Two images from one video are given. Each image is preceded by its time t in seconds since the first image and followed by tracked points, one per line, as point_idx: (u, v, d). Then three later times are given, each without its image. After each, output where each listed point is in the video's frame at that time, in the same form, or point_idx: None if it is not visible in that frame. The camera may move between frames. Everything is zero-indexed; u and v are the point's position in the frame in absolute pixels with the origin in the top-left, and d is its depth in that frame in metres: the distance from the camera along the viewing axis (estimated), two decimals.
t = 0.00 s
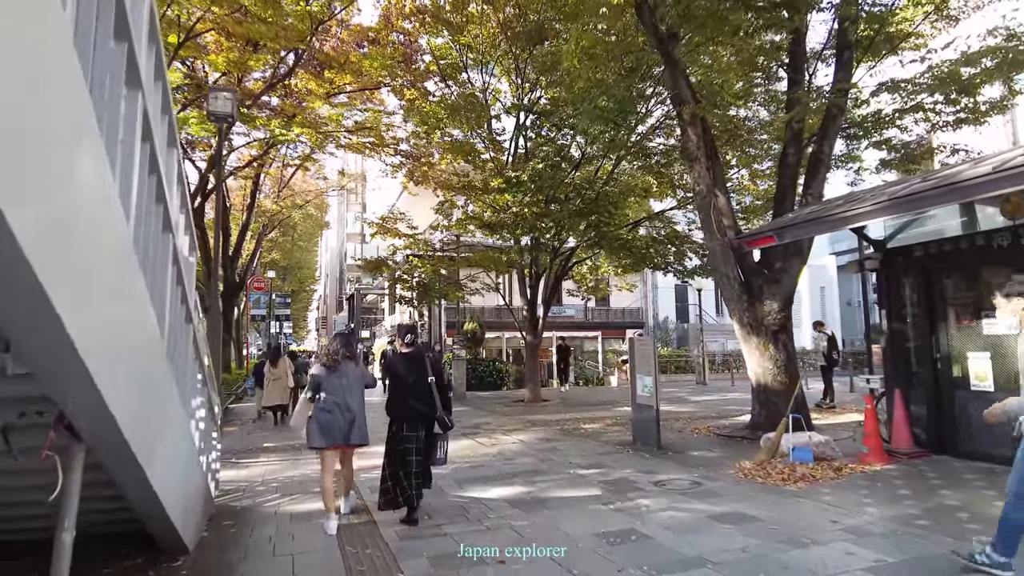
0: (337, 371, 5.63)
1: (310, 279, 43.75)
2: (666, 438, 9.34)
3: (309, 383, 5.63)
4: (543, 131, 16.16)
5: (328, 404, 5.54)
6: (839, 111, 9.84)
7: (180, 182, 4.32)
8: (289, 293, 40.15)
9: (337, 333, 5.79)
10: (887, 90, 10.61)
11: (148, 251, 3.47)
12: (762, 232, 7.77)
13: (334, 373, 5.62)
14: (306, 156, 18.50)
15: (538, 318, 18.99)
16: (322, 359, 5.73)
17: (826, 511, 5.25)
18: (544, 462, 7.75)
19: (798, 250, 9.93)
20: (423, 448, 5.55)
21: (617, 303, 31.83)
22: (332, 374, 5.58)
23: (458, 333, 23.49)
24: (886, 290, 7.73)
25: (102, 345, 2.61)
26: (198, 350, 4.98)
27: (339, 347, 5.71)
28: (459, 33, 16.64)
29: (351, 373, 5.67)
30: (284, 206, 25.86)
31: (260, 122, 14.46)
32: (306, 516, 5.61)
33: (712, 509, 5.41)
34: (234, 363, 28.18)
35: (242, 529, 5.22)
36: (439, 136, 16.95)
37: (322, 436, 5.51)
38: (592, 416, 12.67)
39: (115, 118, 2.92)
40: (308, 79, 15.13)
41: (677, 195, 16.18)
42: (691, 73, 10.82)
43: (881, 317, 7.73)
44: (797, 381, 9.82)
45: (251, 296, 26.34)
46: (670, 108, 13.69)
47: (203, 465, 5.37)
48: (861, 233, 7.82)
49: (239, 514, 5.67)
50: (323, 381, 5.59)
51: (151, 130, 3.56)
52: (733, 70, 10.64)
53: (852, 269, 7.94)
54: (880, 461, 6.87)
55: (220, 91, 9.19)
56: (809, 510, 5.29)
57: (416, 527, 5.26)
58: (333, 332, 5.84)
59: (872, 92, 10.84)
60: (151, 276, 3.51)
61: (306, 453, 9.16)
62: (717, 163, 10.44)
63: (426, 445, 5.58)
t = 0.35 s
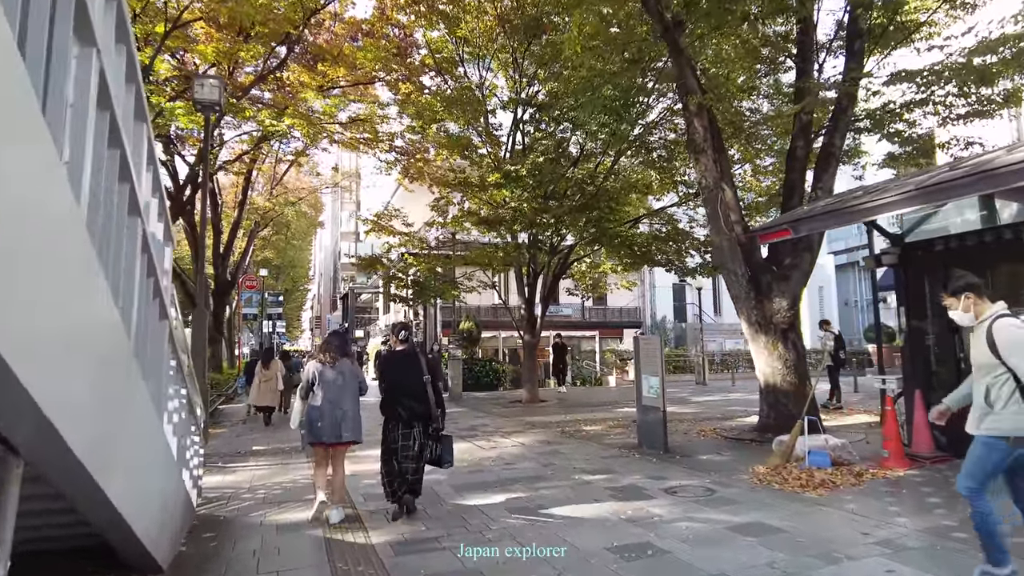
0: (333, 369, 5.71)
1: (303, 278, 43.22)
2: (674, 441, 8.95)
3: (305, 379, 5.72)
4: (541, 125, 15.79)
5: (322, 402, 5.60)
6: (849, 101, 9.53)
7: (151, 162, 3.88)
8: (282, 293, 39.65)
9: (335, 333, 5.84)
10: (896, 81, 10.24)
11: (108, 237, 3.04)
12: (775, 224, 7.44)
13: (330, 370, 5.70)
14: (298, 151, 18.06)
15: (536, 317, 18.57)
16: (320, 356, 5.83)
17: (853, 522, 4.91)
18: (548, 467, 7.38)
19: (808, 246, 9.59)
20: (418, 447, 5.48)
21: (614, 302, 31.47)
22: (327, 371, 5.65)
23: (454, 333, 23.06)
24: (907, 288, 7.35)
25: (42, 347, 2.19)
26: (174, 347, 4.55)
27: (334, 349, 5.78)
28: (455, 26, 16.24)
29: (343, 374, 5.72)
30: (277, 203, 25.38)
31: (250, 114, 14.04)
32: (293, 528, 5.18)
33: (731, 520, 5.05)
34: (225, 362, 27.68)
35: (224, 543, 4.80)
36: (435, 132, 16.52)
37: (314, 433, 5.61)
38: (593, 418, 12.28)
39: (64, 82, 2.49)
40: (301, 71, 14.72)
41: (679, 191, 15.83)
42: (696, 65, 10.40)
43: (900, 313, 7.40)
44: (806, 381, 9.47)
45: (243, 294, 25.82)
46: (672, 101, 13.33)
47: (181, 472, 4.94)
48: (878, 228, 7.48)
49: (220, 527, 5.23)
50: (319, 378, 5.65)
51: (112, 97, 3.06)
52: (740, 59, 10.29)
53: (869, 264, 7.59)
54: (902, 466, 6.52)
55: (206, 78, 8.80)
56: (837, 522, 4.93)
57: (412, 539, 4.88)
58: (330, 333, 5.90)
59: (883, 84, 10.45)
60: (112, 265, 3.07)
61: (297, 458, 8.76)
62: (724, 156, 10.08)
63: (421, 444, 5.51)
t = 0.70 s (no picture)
0: (326, 375, 5.34)
1: (297, 277, 42.69)
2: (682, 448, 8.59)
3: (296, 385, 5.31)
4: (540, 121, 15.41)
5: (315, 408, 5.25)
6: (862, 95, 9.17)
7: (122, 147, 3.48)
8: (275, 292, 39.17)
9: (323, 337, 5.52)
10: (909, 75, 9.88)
11: (62, 230, 2.66)
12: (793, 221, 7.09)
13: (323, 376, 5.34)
14: (291, 148, 17.61)
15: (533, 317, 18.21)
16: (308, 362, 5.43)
17: (886, 540, 4.56)
18: (552, 476, 7.01)
19: (821, 245, 9.24)
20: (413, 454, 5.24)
21: (611, 303, 31.14)
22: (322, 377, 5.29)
23: (450, 333, 22.68)
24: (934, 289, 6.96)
25: None
26: (152, 350, 4.16)
27: (324, 352, 5.44)
28: (452, 19, 15.86)
29: (335, 377, 5.39)
30: (269, 200, 24.94)
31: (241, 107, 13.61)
32: (279, 546, 4.77)
33: (755, 537, 4.70)
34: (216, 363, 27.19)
35: (203, 565, 4.38)
36: (432, 129, 16.10)
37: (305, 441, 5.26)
38: (595, 421, 11.91)
39: None
40: (294, 65, 14.28)
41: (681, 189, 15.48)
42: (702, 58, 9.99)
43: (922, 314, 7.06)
44: (818, 385, 9.13)
45: (235, 294, 25.34)
46: (676, 96, 12.95)
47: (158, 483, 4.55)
48: (899, 226, 7.13)
49: (199, 546, 4.79)
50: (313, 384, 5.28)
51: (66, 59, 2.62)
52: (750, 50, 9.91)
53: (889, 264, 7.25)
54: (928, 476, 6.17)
55: (193, 65, 8.37)
56: (869, 540, 4.58)
57: (411, 558, 4.49)
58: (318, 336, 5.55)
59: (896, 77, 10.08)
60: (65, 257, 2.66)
61: (287, 464, 8.36)
62: (733, 150, 9.72)
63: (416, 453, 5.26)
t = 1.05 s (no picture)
0: (306, 365, 5.46)
1: (285, 275, 42.07)
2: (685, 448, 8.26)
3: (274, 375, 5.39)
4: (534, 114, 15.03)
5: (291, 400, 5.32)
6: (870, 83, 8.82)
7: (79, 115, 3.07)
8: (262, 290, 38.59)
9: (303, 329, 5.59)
10: (916, 65, 9.57)
11: None
12: (808, 209, 6.73)
13: (302, 366, 5.44)
14: (278, 141, 17.12)
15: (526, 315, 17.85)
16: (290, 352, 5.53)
17: (917, 547, 4.24)
18: (553, 477, 6.65)
19: (828, 237, 8.92)
20: (383, 443, 5.44)
21: (603, 301, 30.85)
22: (301, 367, 5.39)
23: (440, 332, 22.29)
24: (952, 282, 6.64)
25: None
26: (116, 342, 3.75)
27: (307, 343, 5.53)
28: (443, 10, 15.46)
29: (314, 369, 5.48)
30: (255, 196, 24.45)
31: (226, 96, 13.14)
32: (261, 557, 4.36)
33: (776, 545, 4.35)
34: (201, 362, 26.60)
35: None
36: (422, 123, 15.69)
37: (279, 431, 5.32)
38: (591, 420, 11.56)
39: None
40: (282, 56, 13.80)
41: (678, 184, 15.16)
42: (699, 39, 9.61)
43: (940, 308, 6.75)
44: (824, 383, 8.84)
45: (220, 291, 24.80)
46: (674, 88, 12.64)
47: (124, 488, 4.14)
48: (917, 215, 6.82)
49: (172, 557, 4.38)
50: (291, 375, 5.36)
51: None
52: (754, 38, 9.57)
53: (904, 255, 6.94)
54: (951, 477, 5.85)
55: (172, 44, 7.91)
56: (901, 548, 4.25)
57: (404, 569, 4.12)
58: (300, 328, 5.63)
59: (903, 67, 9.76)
60: None
61: (271, 466, 7.93)
62: (736, 139, 9.37)
63: (381, 441, 5.44)
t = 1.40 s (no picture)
0: (303, 376, 5.11)
1: (279, 275, 41.56)
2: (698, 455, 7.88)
3: (270, 388, 5.04)
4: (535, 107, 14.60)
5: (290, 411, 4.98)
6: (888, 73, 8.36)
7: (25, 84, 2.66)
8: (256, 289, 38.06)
9: (299, 335, 5.24)
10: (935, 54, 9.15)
11: None
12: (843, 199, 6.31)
13: (300, 378, 5.10)
14: (272, 137, 16.66)
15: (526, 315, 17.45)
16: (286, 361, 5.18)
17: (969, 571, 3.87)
18: (562, 488, 6.26)
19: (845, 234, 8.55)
20: (375, 455, 5.16)
21: (602, 300, 30.48)
22: (299, 378, 5.05)
23: (437, 332, 21.88)
24: (985, 280, 6.26)
25: None
26: (82, 347, 3.33)
27: (304, 351, 5.17)
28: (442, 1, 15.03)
29: (309, 377, 5.14)
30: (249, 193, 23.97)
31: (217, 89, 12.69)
32: None
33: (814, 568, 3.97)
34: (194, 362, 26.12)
35: None
36: (420, 118, 15.25)
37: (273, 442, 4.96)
38: (596, 424, 11.18)
39: None
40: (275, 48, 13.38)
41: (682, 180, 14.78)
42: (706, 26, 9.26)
43: (972, 309, 6.38)
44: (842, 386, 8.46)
45: (213, 290, 24.32)
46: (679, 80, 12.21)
47: (95, 508, 3.73)
48: (947, 209, 6.46)
49: None
50: (287, 387, 5.03)
51: None
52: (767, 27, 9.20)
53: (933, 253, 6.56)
54: (989, 488, 5.48)
55: (157, 30, 7.49)
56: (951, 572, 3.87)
57: None
58: (296, 335, 5.27)
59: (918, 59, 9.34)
60: None
61: (262, 475, 7.52)
62: (749, 132, 8.94)
63: (374, 451, 5.16)
